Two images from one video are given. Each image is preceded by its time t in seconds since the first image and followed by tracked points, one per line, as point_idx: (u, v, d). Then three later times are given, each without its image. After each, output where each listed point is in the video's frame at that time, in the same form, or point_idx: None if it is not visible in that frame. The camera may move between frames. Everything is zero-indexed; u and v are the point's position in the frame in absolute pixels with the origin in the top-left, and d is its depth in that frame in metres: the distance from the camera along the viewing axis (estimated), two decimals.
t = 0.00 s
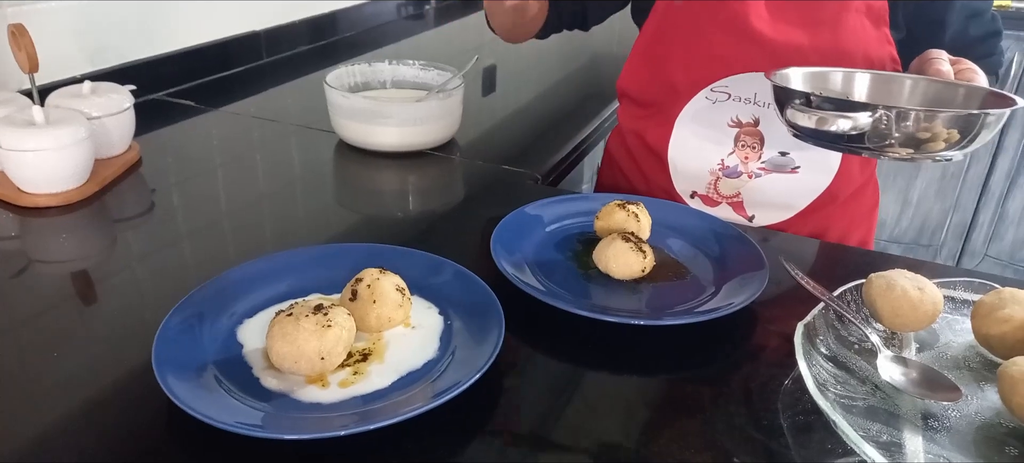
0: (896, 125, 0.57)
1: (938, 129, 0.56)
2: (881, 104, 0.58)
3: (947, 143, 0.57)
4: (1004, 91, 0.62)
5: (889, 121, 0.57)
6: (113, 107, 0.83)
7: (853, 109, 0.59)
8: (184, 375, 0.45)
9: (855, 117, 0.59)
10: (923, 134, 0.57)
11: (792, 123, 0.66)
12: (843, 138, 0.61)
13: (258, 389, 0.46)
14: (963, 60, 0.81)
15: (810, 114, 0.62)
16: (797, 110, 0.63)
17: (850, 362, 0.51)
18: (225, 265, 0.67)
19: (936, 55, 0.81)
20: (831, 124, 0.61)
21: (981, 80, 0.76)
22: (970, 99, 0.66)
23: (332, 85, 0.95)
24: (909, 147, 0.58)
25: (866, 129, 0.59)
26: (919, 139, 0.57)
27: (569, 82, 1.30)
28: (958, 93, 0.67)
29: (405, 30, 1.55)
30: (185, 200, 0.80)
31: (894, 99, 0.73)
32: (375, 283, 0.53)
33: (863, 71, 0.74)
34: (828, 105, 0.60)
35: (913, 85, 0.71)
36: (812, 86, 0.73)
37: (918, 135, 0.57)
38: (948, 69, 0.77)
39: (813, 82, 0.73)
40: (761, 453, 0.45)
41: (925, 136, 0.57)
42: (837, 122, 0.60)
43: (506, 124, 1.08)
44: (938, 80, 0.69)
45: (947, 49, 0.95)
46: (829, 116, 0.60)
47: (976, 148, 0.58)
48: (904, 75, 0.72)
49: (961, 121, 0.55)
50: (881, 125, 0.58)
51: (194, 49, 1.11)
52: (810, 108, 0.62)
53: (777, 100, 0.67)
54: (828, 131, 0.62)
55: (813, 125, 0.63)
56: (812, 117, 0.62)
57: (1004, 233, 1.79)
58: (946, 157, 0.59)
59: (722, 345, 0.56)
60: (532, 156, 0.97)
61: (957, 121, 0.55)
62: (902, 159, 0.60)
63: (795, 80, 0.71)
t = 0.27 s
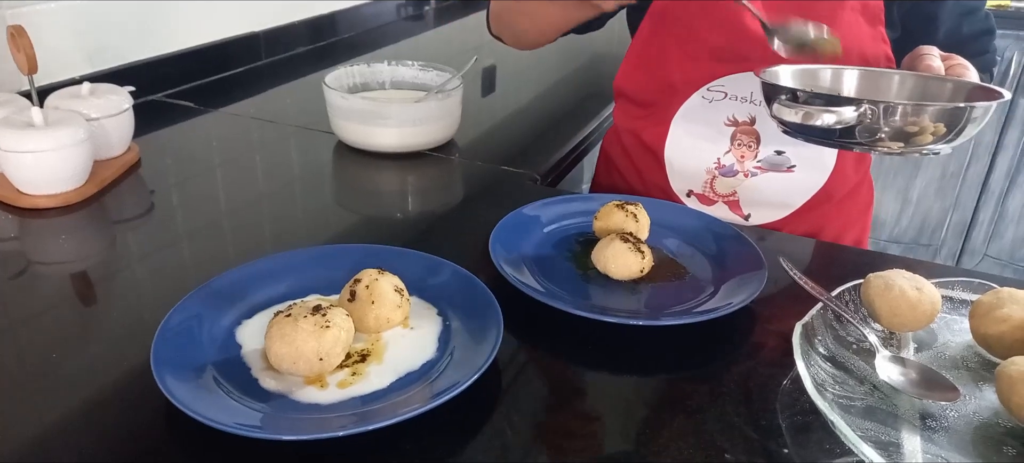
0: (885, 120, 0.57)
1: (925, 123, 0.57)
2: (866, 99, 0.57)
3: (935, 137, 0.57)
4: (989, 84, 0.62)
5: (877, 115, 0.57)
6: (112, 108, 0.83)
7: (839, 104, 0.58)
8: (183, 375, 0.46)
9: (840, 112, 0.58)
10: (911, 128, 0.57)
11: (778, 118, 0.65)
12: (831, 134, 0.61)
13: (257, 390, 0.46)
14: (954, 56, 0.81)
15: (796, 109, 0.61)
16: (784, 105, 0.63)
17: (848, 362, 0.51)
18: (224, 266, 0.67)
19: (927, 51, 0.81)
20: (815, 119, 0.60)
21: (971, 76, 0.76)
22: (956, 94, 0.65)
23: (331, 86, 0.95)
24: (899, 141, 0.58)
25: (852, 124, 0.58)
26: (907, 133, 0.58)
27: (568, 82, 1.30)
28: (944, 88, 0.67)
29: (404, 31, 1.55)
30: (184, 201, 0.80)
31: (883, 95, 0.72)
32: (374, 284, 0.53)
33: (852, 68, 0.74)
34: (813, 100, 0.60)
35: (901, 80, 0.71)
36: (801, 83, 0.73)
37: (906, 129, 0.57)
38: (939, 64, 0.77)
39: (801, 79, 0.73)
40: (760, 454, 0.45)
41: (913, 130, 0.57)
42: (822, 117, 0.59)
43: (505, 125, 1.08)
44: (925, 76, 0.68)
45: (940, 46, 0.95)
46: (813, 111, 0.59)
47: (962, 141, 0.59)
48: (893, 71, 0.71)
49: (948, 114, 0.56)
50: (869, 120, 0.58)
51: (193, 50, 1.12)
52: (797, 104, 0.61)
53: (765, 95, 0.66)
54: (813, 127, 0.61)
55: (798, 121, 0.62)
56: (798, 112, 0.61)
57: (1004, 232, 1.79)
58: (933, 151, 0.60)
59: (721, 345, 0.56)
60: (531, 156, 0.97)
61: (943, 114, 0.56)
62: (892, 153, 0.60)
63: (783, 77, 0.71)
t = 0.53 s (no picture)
0: (878, 115, 0.58)
1: (918, 118, 0.58)
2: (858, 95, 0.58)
3: (928, 131, 0.58)
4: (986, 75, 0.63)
5: (871, 110, 0.58)
6: (111, 111, 0.83)
7: (832, 101, 0.59)
8: (182, 378, 0.46)
9: (834, 108, 0.59)
10: (904, 123, 0.58)
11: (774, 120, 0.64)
12: (828, 133, 0.61)
13: (256, 392, 0.46)
14: (950, 52, 0.82)
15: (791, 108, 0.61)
16: (777, 106, 0.62)
17: (845, 364, 0.52)
18: (224, 268, 0.67)
19: (923, 48, 0.82)
20: (810, 117, 0.60)
21: (968, 71, 0.77)
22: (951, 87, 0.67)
23: (330, 89, 0.95)
24: (893, 136, 0.58)
25: (846, 121, 0.59)
26: (901, 128, 0.58)
27: (567, 85, 1.31)
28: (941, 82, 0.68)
29: (403, 33, 1.56)
30: (184, 204, 0.80)
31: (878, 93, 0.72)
32: (373, 288, 0.53)
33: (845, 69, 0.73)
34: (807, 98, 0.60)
35: (896, 78, 0.70)
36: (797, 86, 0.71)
37: (900, 124, 0.58)
38: (936, 62, 0.77)
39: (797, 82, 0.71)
40: (757, 456, 0.46)
41: (906, 125, 0.58)
42: (817, 114, 0.60)
43: (503, 128, 1.08)
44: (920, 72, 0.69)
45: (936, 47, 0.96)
46: (808, 108, 0.60)
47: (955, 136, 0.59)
48: (886, 70, 0.71)
49: (940, 107, 0.57)
50: (863, 116, 0.58)
51: (192, 53, 1.12)
52: (791, 104, 0.61)
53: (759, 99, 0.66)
54: (809, 125, 0.61)
55: (794, 120, 0.62)
56: (794, 111, 0.61)
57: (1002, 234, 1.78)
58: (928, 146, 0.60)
59: (718, 348, 0.56)
60: (530, 159, 0.97)
61: (935, 108, 0.57)
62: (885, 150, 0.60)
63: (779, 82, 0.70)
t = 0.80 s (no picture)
0: (873, 130, 0.59)
1: (912, 131, 0.59)
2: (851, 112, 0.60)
3: (923, 144, 0.60)
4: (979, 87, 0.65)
5: (866, 126, 0.59)
6: (112, 111, 0.83)
7: (827, 119, 0.59)
8: (183, 377, 0.46)
9: (829, 126, 0.59)
10: (898, 136, 0.60)
11: (770, 138, 0.62)
12: (824, 148, 0.62)
13: (256, 392, 0.47)
14: (947, 59, 0.83)
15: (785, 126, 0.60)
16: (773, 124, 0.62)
17: (843, 366, 0.52)
18: (224, 268, 0.67)
19: (921, 55, 0.82)
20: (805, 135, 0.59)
21: (965, 78, 0.77)
22: (946, 96, 0.68)
23: (330, 90, 0.96)
24: (888, 149, 0.60)
25: (841, 136, 0.60)
26: (896, 141, 0.60)
27: (567, 86, 1.31)
28: (936, 92, 0.69)
29: (403, 34, 1.56)
30: (184, 204, 0.80)
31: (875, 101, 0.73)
32: (373, 288, 0.54)
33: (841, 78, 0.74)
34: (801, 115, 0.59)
35: (892, 87, 0.72)
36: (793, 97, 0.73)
37: (894, 138, 0.60)
38: (933, 68, 0.78)
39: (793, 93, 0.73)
40: (755, 457, 0.46)
41: (901, 138, 0.60)
42: (812, 133, 0.59)
43: (503, 129, 1.09)
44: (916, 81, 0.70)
45: (936, 48, 0.97)
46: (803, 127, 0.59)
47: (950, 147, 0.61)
48: (882, 77, 0.72)
49: (934, 122, 0.59)
50: (858, 131, 0.60)
51: (193, 53, 1.12)
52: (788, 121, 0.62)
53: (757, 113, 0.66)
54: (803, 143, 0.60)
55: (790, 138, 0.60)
56: (788, 130, 0.60)
57: (1000, 236, 1.79)
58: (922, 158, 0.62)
59: (716, 349, 0.57)
60: (529, 160, 0.97)
61: (929, 122, 0.59)
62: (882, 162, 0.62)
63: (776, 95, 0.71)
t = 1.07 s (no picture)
0: (870, 134, 0.60)
1: (910, 136, 0.60)
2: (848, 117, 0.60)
3: (921, 149, 0.60)
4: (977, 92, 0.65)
5: (864, 130, 0.60)
6: (115, 112, 0.83)
7: (822, 123, 0.61)
8: (186, 378, 0.46)
9: (824, 131, 0.61)
10: (897, 142, 0.60)
11: (768, 141, 0.66)
12: (821, 152, 0.64)
13: (259, 392, 0.47)
14: (946, 66, 0.83)
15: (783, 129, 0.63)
16: (770, 127, 0.65)
17: (842, 369, 0.52)
18: (225, 270, 0.67)
19: (921, 61, 0.83)
20: (801, 139, 0.63)
21: (964, 85, 0.78)
22: (944, 102, 0.69)
23: (331, 92, 0.96)
24: (886, 155, 0.60)
25: (837, 141, 0.61)
26: (895, 146, 0.60)
27: (567, 89, 1.31)
28: (933, 97, 0.70)
29: (404, 37, 1.56)
30: (185, 205, 0.80)
31: (872, 107, 0.73)
32: (375, 289, 0.54)
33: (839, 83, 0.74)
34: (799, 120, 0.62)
35: (890, 92, 0.72)
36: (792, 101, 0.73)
37: (893, 143, 0.60)
38: (932, 75, 0.78)
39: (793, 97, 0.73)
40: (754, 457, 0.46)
41: (900, 144, 0.60)
42: (808, 136, 0.62)
43: (503, 131, 1.09)
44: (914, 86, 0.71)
45: (937, 54, 0.97)
46: (799, 131, 0.63)
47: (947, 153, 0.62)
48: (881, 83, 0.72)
49: (932, 128, 0.59)
50: (855, 135, 0.60)
51: (194, 54, 1.12)
52: (784, 125, 0.63)
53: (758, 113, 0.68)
54: (800, 145, 0.64)
55: (786, 141, 0.64)
56: (785, 133, 0.64)
57: (998, 240, 1.79)
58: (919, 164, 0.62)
59: (716, 351, 0.57)
60: (530, 163, 0.97)
61: (928, 127, 0.59)
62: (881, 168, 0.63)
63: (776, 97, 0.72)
